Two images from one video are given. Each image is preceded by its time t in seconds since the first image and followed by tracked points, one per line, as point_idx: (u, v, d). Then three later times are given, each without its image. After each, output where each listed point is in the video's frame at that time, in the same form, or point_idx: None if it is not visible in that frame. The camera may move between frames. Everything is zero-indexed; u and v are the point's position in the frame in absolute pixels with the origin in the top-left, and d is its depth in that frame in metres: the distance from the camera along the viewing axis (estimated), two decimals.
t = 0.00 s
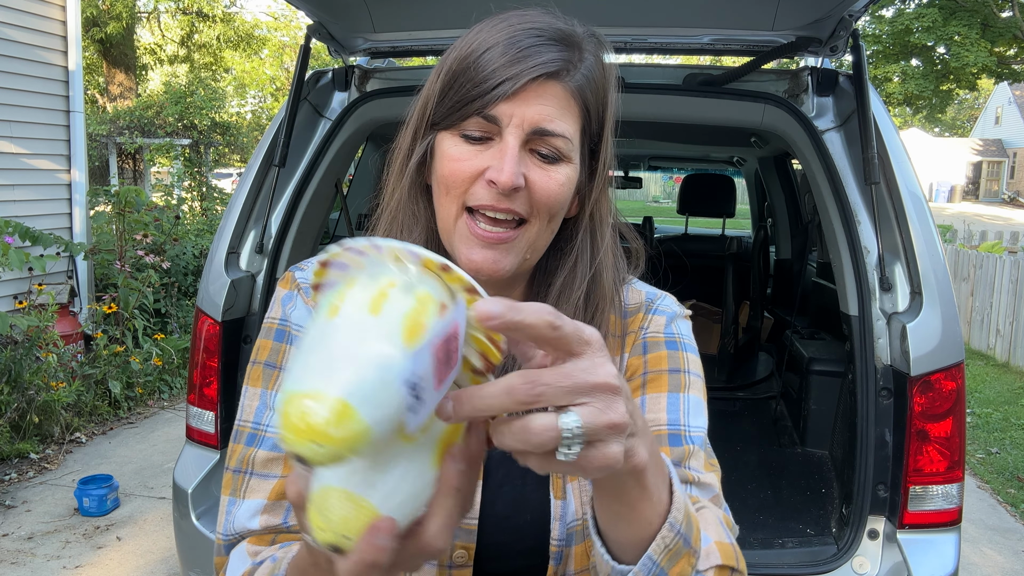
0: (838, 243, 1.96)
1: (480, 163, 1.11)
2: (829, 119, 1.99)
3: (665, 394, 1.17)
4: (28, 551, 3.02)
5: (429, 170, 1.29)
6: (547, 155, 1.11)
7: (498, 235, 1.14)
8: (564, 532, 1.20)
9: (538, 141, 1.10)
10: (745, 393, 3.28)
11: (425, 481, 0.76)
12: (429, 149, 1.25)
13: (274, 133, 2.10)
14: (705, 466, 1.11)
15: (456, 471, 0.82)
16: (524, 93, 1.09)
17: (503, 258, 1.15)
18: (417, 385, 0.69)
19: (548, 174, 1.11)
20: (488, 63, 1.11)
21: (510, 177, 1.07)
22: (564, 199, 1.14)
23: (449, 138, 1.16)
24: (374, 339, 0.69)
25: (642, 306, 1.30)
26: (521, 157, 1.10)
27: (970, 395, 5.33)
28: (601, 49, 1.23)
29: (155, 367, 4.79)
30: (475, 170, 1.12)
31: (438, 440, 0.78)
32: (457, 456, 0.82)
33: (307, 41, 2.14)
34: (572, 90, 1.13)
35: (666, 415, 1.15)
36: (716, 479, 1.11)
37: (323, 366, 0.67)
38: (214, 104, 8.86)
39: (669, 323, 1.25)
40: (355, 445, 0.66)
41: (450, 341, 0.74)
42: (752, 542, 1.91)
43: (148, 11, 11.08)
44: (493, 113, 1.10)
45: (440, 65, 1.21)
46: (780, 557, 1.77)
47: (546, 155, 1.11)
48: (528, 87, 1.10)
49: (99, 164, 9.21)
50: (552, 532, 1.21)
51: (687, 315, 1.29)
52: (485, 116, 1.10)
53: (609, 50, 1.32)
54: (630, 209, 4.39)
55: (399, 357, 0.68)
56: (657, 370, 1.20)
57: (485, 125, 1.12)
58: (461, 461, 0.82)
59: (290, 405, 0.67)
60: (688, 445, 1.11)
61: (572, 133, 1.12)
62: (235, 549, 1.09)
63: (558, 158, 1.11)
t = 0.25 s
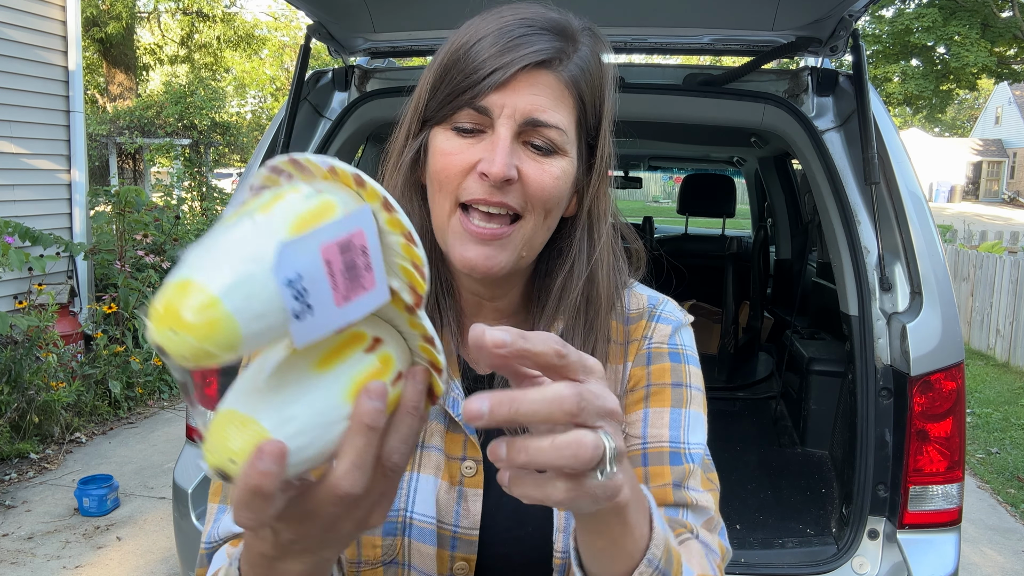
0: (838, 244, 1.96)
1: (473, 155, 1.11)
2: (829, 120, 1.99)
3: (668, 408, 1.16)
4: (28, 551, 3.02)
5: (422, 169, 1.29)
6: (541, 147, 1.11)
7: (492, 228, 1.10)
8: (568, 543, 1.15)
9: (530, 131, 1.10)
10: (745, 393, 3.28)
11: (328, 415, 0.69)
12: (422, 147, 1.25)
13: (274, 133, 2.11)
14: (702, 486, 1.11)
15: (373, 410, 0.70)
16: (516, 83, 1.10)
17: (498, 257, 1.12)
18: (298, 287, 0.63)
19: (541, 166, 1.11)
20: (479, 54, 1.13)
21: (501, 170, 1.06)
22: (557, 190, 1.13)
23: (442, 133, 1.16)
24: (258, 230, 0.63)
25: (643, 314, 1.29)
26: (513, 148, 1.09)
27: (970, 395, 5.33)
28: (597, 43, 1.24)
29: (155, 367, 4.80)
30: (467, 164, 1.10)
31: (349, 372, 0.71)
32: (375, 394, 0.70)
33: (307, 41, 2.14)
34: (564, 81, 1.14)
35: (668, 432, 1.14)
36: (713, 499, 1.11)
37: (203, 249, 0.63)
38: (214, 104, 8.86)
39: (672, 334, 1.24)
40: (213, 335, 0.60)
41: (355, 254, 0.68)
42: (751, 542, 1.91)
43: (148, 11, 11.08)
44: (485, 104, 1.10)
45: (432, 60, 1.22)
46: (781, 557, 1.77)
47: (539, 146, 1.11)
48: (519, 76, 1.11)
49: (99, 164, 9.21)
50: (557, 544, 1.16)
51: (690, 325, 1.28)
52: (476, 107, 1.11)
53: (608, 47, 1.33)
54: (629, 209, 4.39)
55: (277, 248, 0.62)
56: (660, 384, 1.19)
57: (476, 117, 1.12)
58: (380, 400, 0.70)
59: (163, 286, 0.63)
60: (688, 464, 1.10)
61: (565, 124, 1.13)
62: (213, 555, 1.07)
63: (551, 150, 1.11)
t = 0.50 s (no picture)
0: (838, 244, 1.96)
1: (477, 144, 1.08)
2: (829, 120, 1.98)
3: (668, 416, 1.17)
4: (28, 551, 3.02)
5: (422, 166, 1.29)
6: (547, 136, 1.09)
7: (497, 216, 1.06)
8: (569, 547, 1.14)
9: (536, 118, 1.09)
10: (745, 393, 3.28)
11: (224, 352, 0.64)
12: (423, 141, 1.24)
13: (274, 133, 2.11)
14: (700, 495, 1.11)
15: (259, 365, 0.61)
16: (520, 69, 1.11)
17: (502, 249, 1.08)
18: (213, 200, 0.62)
19: (547, 155, 1.08)
20: (480, 42, 1.14)
21: (507, 157, 1.03)
22: (565, 179, 1.10)
23: (444, 124, 1.13)
24: (220, 143, 0.65)
25: (646, 317, 1.29)
26: (519, 136, 1.07)
27: (970, 395, 5.34)
28: (600, 38, 1.25)
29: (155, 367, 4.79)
30: (472, 152, 1.07)
31: (270, 326, 0.65)
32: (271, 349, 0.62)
33: (307, 41, 2.14)
34: (568, 69, 1.14)
35: (667, 441, 1.15)
36: (712, 510, 1.11)
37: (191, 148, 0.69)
38: (214, 104, 8.93)
39: (675, 339, 1.25)
40: (146, 217, 0.65)
41: (283, 191, 0.62)
42: (751, 542, 1.91)
43: (147, 11, 11.07)
44: (488, 90, 1.10)
45: (434, 53, 1.23)
46: (781, 557, 1.77)
47: (545, 135, 1.09)
48: (524, 63, 1.11)
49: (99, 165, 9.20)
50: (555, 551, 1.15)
51: (693, 327, 1.29)
52: (479, 94, 1.11)
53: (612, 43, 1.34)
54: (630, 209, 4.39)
55: (207, 156, 0.63)
56: (659, 391, 1.19)
57: (479, 104, 1.11)
58: (271, 360, 0.61)
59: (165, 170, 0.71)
60: (686, 475, 1.11)
61: (571, 113, 1.12)
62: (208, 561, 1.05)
63: (557, 140, 1.10)
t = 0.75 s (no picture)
0: (838, 244, 1.96)
1: (479, 139, 1.07)
2: (829, 120, 1.97)
3: (664, 422, 1.17)
4: (28, 551, 3.02)
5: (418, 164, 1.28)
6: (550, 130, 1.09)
7: (502, 212, 1.04)
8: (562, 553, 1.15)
9: (539, 112, 1.09)
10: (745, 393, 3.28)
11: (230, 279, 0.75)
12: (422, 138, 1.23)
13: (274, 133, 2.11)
14: (695, 501, 1.12)
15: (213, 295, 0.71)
16: (523, 62, 1.11)
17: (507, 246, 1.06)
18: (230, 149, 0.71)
19: (550, 150, 1.08)
20: (481, 34, 1.14)
21: (511, 151, 1.01)
22: (568, 173, 1.10)
23: (445, 121, 1.13)
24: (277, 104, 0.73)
25: (647, 320, 1.28)
26: (522, 130, 1.07)
27: (970, 395, 5.34)
28: (600, 33, 1.27)
29: (155, 367, 4.79)
30: (475, 148, 1.06)
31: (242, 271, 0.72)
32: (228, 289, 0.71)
33: (307, 41, 2.14)
34: (570, 61, 1.15)
35: (662, 446, 1.14)
36: (707, 517, 1.12)
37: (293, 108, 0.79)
38: (214, 104, 8.91)
39: (675, 342, 1.23)
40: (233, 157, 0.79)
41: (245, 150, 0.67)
42: (751, 542, 1.91)
43: (148, 11, 11.06)
44: (490, 83, 1.10)
45: (434, 48, 1.23)
46: (781, 557, 1.77)
47: (549, 128, 1.10)
48: (525, 56, 1.11)
49: (99, 165, 9.19)
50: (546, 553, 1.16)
51: (694, 331, 1.27)
52: (480, 87, 1.10)
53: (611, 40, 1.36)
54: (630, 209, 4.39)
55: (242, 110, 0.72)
56: (657, 396, 1.19)
57: (480, 97, 1.11)
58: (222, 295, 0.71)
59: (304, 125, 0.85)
60: (680, 481, 1.11)
61: (573, 107, 1.12)
62: (224, 565, 1.06)
63: (560, 132, 1.10)
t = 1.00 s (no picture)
0: (838, 243, 1.96)
1: (480, 147, 1.06)
2: (829, 120, 1.97)
3: (665, 424, 1.17)
4: (28, 551, 3.02)
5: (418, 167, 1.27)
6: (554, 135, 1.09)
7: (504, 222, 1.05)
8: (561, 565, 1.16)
9: (542, 117, 1.09)
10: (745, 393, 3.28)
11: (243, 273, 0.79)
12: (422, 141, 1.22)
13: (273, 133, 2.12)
14: (696, 504, 1.13)
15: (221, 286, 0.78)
16: (526, 66, 1.10)
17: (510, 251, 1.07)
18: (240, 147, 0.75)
19: (553, 156, 1.08)
20: (482, 37, 1.14)
21: (514, 157, 1.01)
22: (572, 180, 1.10)
23: (446, 126, 1.13)
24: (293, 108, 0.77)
25: (650, 322, 1.27)
26: (525, 136, 1.07)
27: (970, 395, 5.34)
28: (605, 31, 1.26)
29: (155, 367, 4.79)
30: (477, 154, 1.06)
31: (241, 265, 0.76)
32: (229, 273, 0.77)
33: (307, 41, 2.14)
34: (574, 64, 1.14)
35: (663, 449, 1.15)
36: (707, 520, 1.13)
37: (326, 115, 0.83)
38: (214, 104, 8.91)
39: (677, 344, 1.23)
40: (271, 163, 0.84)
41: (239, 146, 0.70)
42: (751, 542, 1.91)
43: (147, 11, 11.05)
44: (491, 88, 1.09)
45: (434, 48, 1.23)
46: (781, 557, 1.77)
47: (553, 133, 1.10)
48: (528, 59, 1.11)
49: (99, 165, 9.18)
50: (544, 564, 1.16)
51: (697, 332, 1.27)
52: (481, 92, 1.10)
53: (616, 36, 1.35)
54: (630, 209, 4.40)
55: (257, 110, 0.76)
56: (658, 398, 1.19)
57: (481, 102, 1.11)
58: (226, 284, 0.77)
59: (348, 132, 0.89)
60: (681, 485, 1.12)
61: (577, 111, 1.12)
62: None
63: (565, 138, 1.10)
